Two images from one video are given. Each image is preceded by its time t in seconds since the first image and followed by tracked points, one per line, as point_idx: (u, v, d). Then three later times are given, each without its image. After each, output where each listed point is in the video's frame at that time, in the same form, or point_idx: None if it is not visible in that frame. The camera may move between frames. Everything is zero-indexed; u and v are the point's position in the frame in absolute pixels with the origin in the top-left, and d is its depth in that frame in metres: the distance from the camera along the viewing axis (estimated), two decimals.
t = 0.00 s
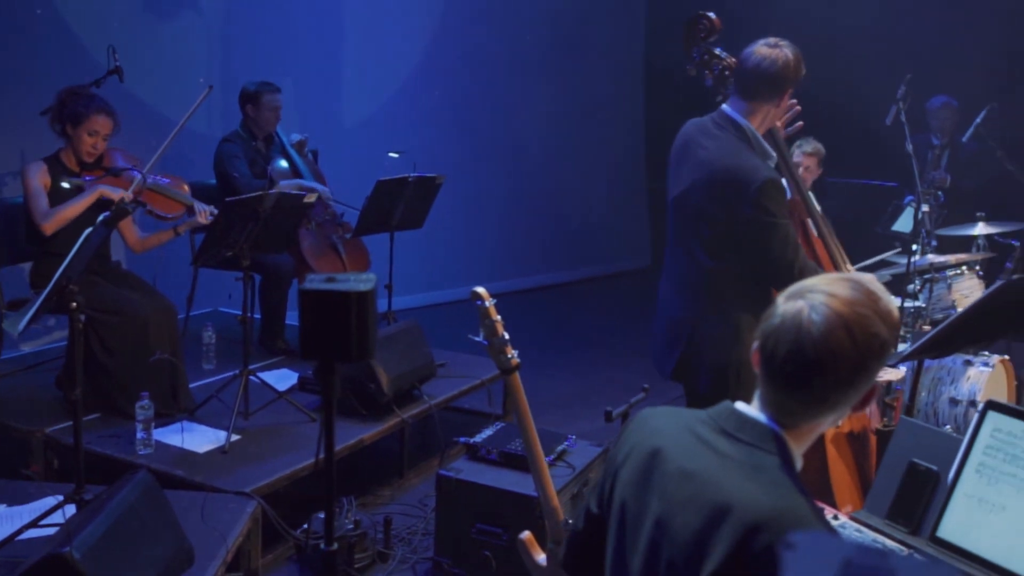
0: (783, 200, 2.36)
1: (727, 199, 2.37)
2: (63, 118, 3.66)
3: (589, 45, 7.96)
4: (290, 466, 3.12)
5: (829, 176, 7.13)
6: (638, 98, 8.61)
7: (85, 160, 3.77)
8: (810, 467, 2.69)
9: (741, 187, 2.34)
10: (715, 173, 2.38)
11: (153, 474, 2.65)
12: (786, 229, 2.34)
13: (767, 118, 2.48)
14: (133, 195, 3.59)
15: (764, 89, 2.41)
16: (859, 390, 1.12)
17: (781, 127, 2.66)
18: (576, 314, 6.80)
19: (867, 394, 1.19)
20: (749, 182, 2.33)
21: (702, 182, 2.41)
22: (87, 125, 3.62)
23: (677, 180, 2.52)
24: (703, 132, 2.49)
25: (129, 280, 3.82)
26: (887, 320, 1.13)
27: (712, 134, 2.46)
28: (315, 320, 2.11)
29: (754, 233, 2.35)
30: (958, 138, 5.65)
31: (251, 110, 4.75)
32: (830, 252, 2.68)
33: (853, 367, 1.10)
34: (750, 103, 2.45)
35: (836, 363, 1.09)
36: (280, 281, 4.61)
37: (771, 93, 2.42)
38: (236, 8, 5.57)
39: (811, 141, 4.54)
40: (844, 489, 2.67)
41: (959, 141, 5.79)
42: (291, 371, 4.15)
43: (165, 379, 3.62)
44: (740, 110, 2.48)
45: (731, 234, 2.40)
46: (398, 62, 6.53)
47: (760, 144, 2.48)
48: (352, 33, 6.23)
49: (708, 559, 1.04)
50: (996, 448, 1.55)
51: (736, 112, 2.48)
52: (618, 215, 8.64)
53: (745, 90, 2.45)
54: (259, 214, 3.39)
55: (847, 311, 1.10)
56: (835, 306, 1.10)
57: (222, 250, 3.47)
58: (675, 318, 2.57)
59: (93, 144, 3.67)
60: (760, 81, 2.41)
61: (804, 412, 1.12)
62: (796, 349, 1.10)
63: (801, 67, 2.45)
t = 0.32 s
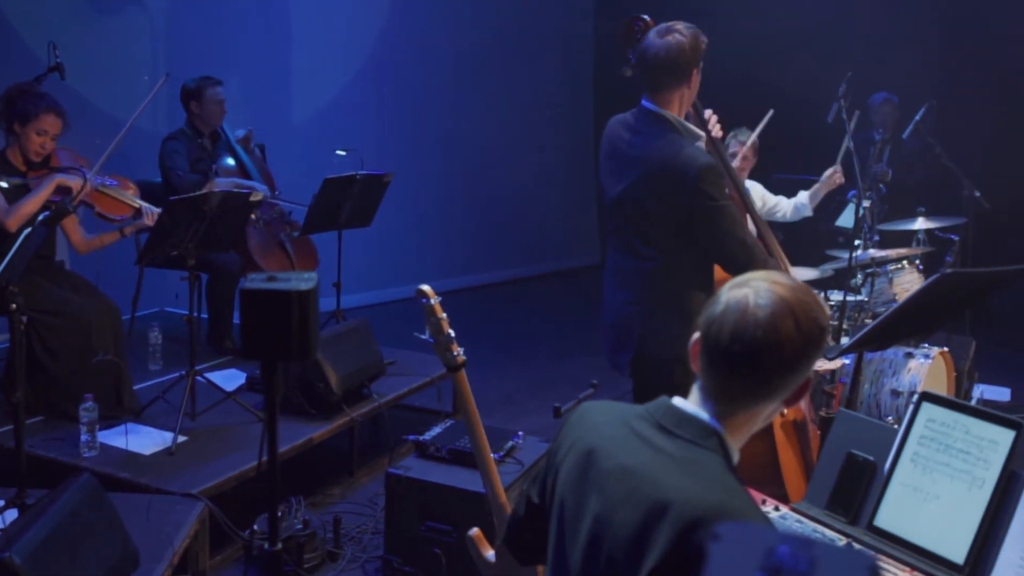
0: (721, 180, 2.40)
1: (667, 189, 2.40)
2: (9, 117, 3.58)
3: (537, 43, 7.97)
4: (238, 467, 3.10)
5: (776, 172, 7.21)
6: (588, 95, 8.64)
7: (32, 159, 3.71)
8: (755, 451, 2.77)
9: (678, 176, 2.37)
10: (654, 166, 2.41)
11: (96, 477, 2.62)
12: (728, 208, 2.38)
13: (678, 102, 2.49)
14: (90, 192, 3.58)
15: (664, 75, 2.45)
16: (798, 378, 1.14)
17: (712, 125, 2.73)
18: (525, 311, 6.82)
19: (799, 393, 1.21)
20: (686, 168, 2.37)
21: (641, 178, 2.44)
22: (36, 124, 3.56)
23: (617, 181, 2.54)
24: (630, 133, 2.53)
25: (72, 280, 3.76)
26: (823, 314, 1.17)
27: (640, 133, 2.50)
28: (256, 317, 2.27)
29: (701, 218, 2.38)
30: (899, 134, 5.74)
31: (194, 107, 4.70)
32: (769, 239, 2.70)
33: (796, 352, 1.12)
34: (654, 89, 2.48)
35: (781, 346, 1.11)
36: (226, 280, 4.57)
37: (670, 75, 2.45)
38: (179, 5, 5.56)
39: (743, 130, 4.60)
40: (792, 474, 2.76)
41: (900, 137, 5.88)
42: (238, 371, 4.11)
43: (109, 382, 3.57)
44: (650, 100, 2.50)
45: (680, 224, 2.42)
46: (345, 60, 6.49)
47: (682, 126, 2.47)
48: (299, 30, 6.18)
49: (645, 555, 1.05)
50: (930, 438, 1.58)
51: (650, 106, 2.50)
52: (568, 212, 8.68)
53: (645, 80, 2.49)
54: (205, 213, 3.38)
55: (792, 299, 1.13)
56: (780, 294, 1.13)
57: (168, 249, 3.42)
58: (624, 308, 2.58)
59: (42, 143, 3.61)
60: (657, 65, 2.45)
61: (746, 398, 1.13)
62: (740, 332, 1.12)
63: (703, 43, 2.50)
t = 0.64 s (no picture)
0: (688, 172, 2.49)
1: (638, 172, 2.45)
2: None
3: (482, 43, 7.98)
4: (178, 470, 3.06)
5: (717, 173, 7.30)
6: (533, 95, 8.67)
7: None
8: (696, 441, 2.82)
9: (651, 161, 2.43)
10: (630, 146, 2.46)
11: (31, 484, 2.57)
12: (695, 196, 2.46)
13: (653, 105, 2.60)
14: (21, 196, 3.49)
15: (646, 78, 2.55)
16: (727, 376, 1.16)
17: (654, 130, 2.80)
18: (473, 310, 6.83)
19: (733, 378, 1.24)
20: (661, 154, 2.43)
21: (613, 160, 2.48)
22: None
23: (581, 167, 2.56)
24: (598, 121, 2.59)
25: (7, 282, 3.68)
26: (748, 307, 1.18)
27: (614, 120, 2.55)
28: (190, 318, 2.27)
29: (669, 203, 2.43)
30: (838, 134, 5.85)
31: (134, 106, 4.63)
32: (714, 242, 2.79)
33: (721, 355, 1.14)
34: (637, 85, 2.57)
35: (706, 353, 1.13)
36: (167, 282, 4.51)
37: (655, 77, 2.56)
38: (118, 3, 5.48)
39: (711, 150, 4.58)
40: (734, 458, 2.84)
41: (838, 137, 5.99)
42: (180, 373, 4.06)
43: (46, 385, 3.52)
44: (630, 93, 2.59)
45: (647, 208, 2.46)
46: (289, 59, 6.45)
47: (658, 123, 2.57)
48: (242, 28, 6.14)
49: (579, 550, 1.06)
50: (862, 431, 1.62)
51: (626, 100, 2.59)
52: (514, 211, 8.69)
53: (630, 75, 2.58)
54: (144, 214, 3.34)
55: (713, 302, 1.14)
56: (701, 298, 1.14)
57: (106, 251, 3.37)
58: (573, 301, 2.59)
59: None
60: (643, 65, 2.55)
61: (678, 403, 1.15)
62: (667, 343, 1.14)
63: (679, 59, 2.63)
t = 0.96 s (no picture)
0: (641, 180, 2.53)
1: (591, 170, 2.49)
2: None
3: (424, 44, 7.97)
4: (114, 478, 3.01)
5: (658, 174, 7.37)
6: (475, 96, 8.67)
7: None
8: (636, 439, 2.85)
9: (605, 160, 2.47)
10: (589, 144, 2.50)
11: None
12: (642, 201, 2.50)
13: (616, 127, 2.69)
14: None
15: (615, 103, 2.64)
16: (661, 375, 1.17)
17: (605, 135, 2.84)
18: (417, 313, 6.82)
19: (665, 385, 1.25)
20: (616, 154, 2.48)
21: (571, 155, 2.52)
22: None
23: (537, 165, 2.59)
24: (560, 122, 2.62)
25: None
26: (683, 307, 1.19)
27: (576, 121, 2.60)
28: (120, 321, 2.24)
29: (615, 202, 2.45)
30: (777, 137, 5.93)
31: (70, 108, 4.55)
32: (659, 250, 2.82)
33: (657, 350, 1.15)
34: (606, 103, 2.65)
35: (642, 345, 1.14)
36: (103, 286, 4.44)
37: (623, 100, 2.64)
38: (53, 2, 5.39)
39: (652, 148, 4.60)
40: (674, 453, 2.88)
41: (776, 138, 6.08)
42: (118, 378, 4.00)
43: None
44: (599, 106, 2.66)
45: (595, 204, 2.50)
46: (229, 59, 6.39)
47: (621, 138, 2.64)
48: (181, 28, 6.07)
49: (507, 550, 1.06)
50: (794, 426, 1.65)
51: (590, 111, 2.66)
52: (457, 213, 8.68)
53: (600, 94, 2.66)
54: (78, 217, 3.29)
55: (653, 297, 1.16)
56: (643, 294, 1.16)
57: (40, 255, 3.30)
58: (525, 293, 2.61)
59: None
60: (616, 87, 2.63)
61: (610, 398, 1.16)
62: (603, 332, 1.14)
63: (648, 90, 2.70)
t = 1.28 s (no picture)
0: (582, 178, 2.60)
1: (536, 169, 2.50)
2: None
3: (374, 44, 7.94)
4: (61, 485, 2.96)
5: (611, 174, 7.41)
6: (427, 96, 8.66)
7: None
8: (587, 437, 2.87)
9: (551, 156, 2.50)
10: (534, 140, 2.51)
11: None
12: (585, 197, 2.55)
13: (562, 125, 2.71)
14: None
15: (560, 98, 2.65)
16: (597, 375, 1.18)
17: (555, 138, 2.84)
18: (373, 314, 6.80)
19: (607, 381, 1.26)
20: (562, 150, 2.52)
21: (515, 154, 2.52)
22: None
23: (482, 163, 2.59)
24: (506, 121, 2.62)
25: None
26: (620, 304, 1.19)
27: (520, 121, 2.60)
28: (62, 326, 2.21)
29: (560, 198, 2.50)
30: (727, 136, 5.99)
31: (14, 111, 4.48)
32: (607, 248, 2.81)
33: (590, 350, 1.15)
34: (549, 102, 2.66)
35: (575, 346, 1.14)
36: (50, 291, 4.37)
37: (567, 98, 2.66)
38: None
39: (589, 141, 4.61)
40: (625, 450, 2.90)
41: (726, 138, 6.14)
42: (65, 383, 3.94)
43: None
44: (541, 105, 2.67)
45: (536, 201, 2.51)
46: (179, 60, 6.33)
47: (565, 137, 2.66)
48: (128, 29, 5.99)
49: (449, 554, 1.06)
50: (741, 422, 1.67)
51: (536, 109, 2.65)
52: (410, 213, 8.66)
53: (545, 92, 2.67)
54: (24, 221, 3.24)
55: (586, 297, 1.16)
56: (576, 294, 1.16)
57: None
58: (471, 292, 2.60)
59: None
60: (558, 87, 2.65)
61: (546, 399, 1.16)
62: (536, 334, 1.15)
63: (593, 85, 2.72)
